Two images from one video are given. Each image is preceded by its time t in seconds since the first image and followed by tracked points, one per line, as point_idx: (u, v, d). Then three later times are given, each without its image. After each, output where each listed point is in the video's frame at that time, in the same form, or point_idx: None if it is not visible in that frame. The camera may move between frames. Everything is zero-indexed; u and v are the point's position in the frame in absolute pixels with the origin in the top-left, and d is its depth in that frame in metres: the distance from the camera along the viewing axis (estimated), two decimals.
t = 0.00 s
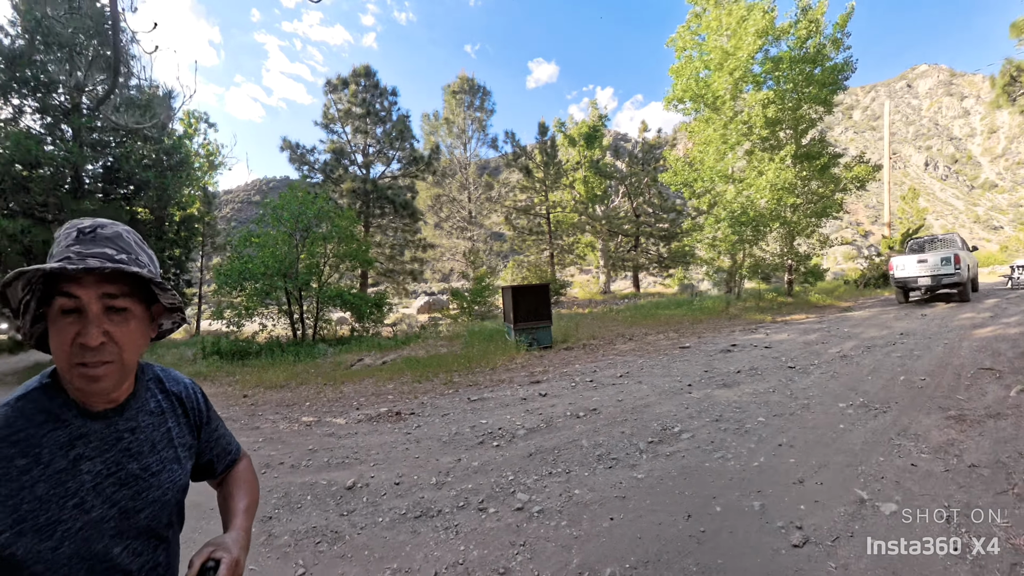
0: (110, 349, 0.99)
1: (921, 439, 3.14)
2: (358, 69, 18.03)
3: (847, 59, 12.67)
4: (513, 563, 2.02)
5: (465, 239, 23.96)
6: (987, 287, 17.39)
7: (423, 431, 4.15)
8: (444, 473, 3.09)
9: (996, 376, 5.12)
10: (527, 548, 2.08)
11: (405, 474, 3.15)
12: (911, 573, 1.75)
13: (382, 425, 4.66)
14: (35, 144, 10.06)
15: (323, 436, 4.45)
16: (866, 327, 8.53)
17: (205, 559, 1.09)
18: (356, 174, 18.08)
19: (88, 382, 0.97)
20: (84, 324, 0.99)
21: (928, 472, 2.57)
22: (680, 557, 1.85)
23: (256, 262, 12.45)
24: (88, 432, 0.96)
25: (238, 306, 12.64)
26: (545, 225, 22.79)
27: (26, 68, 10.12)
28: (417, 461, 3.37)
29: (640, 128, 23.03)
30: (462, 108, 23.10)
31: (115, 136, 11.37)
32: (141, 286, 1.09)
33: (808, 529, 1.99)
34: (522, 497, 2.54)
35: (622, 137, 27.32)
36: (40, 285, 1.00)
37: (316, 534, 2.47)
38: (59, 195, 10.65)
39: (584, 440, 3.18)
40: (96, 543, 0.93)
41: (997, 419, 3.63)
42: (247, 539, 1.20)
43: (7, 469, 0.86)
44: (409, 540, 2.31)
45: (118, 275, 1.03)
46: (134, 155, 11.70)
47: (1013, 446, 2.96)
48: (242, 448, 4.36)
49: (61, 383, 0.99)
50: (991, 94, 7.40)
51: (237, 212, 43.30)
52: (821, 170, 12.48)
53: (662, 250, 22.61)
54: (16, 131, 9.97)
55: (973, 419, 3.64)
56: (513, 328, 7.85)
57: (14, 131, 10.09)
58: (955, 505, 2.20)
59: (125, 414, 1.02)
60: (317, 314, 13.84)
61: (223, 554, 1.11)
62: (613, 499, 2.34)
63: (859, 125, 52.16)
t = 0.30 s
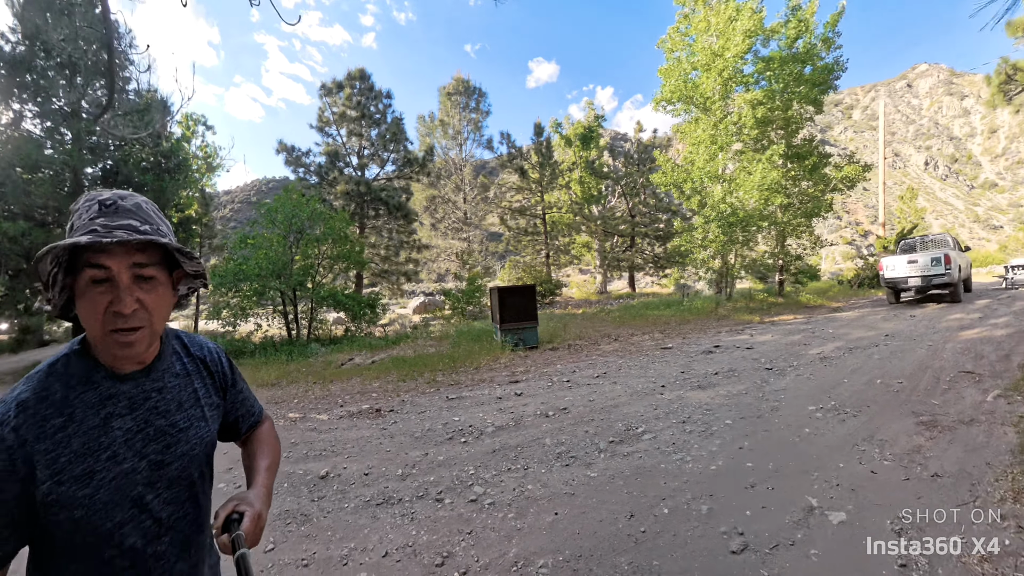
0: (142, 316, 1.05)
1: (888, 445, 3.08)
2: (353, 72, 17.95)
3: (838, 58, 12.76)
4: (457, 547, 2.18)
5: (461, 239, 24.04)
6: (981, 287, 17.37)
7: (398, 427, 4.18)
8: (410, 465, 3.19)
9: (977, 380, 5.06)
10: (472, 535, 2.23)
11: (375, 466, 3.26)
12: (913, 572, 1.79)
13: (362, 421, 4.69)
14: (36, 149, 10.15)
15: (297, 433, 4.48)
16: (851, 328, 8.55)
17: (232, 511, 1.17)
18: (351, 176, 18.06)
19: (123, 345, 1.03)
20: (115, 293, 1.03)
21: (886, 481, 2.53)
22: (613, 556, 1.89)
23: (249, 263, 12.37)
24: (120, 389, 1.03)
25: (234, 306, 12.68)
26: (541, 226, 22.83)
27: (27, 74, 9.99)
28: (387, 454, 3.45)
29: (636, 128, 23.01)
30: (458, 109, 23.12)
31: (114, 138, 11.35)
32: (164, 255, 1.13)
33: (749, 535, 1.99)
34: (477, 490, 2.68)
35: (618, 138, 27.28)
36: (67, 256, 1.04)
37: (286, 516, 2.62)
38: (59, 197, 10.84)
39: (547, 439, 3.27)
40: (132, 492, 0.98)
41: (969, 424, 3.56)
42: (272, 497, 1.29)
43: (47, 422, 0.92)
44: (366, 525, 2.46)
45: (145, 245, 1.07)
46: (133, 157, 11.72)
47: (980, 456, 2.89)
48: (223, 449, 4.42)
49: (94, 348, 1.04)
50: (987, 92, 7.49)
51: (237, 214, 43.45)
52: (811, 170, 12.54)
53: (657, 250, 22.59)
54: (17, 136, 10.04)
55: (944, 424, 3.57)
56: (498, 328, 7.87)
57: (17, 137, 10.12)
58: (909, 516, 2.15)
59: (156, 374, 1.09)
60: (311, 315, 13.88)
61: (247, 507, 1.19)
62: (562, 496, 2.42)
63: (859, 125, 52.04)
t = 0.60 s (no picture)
0: (170, 306, 1.09)
1: (858, 450, 3.01)
2: (348, 74, 17.92)
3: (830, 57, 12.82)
4: (412, 534, 2.25)
5: (457, 239, 24.06)
6: (977, 287, 17.32)
7: (377, 422, 4.19)
8: (382, 458, 3.20)
9: (960, 383, 4.97)
10: (428, 523, 2.30)
11: (349, 457, 3.27)
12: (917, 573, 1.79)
13: (343, 416, 4.71)
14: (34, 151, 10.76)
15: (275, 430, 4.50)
16: (840, 328, 8.52)
17: (252, 503, 1.20)
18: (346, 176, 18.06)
19: (151, 334, 1.07)
20: (143, 284, 1.08)
21: (848, 487, 2.45)
22: (557, 550, 1.92)
23: (245, 263, 12.37)
24: (146, 378, 1.07)
25: (230, 306, 12.72)
26: (537, 226, 22.82)
27: (28, 78, 10.63)
28: (363, 446, 3.47)
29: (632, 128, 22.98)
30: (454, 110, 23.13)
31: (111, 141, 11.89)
32: (191, 250, 1.18)
33: (701, 540, 1.96)
34: (441, 481, 2.72)
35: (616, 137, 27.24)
36: (102, 250, 1.09)
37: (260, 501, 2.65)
38: (59, 198, 11.14)
39: (516, 435, 3.30)
40: (151, 475, 1.04)
41: (945, 430, 3.47)
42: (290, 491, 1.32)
43: (78, 403, 0.98)
44: (333, 513, 2.50)
45: (175, 239, 1.12)
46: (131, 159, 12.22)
47: (952, 464, 2.80)
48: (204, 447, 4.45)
49: (122, 337, 1.08)
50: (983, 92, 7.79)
51: (238, 215, 43.51)
52: (803, 169, 12.56)
53: (654, 249, 22.56)
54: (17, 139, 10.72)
55: (919, 429, 3.49)
56: (486, 328, 7.88)
57: (19, 139, 10.90)
58: (866, 527, 2.07)
59: (179, 367, 1.13)
60: (306, 315, 13.89)
61: (267, 498, 1.22)
62: (520, 491, 2.46)
63: (859, 125, 51.95)
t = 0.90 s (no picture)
0: (255, 296, 1.19)
1: (820, 455, 2.94)
2: (344, 77, 18.00)
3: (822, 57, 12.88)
4: (376, 517, 2.34)
5: (453, 240, 24.17)
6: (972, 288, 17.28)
7: (358, 418, 4.28)
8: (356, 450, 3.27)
9: (937, 387, 4.92)
10: (392, 508, 2.38)
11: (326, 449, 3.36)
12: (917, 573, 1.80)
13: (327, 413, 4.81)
14: (37, 156, 11.51)
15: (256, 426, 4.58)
16: (827, 330, 8.53)
17: (305, 489, 1.24)
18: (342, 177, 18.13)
19: (237, 318, 1.15)
20: (237, 273, 1.18)
21: (801, 494, 2.36)
22: (502, 537, 2.01)
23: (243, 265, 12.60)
24: (220, 356, 1.13)
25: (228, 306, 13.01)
26: (533, 227, 22.85)
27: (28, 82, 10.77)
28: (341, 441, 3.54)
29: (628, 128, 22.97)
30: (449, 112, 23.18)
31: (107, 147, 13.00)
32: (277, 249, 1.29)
33: (640, 537, 1.93)
34: (408, 472, 2.79)
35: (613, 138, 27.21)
36: (202, 239, 1.19)
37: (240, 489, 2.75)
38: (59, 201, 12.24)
39: (486, 432, 3.37)
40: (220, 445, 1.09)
41: (911, 436, 3.43)
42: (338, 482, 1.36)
43: (165, 369, 1.04)
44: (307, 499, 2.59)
45: (268, 238, 1.23)
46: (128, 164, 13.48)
47: (912, 472, 2.73)
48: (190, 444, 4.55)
49: (206, 319, 1.16)
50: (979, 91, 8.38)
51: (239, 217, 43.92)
52: (794, 169, 12.60)
53: (650, 250, 22.55)
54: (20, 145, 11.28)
55: (886, 435, 3.46)
56: (474, 328, 7.96)
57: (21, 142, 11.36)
58: (810, 536, 1.98)
59: (250, 351, 1.21)
60: (301, 316, 13.97)
61: (319, 485, 1.26)
62: (479, 483, 2.53)
63: (859, 125, 51.87)
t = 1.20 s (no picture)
0: (274, 298, 1.26)
1: (784, 457, 2.97)
2: (342, 81, 18.06)
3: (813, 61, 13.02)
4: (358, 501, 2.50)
5: (450, 241, 24.34)
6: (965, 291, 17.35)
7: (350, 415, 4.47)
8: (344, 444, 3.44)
9: (910, 393, 4.99)
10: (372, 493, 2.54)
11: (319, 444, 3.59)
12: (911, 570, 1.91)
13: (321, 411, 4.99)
14: (37, 160, 12.16)
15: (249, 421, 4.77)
16: (813, 332, 8.64)
17: (340, 494, 1.25)
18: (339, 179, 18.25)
19: (259, 321, 1.22)
20: (255, 278, 1.26)
21: (758, 497, 2.38)
22: (467, 523, 2.16)
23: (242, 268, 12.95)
24: (246, 358, 1.20)
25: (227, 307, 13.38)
26: (530, 228, 22.95)
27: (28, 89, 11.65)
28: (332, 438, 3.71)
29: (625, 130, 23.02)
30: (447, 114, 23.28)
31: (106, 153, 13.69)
32: (290, 252, 1.36)
33: (594, 528, 2.07)
34: (391, 464, 2.94)
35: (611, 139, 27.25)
36: (222, 251, 1.28)
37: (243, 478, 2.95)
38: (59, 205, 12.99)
39: (467, 429, 3.51)
40: (252, 440, 1.16)
41: (876, 442, 3.46)
42: (375, 484, 1.37)
43: (193, 369, 1.13)
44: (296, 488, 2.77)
45: (279, 242, 1.30)
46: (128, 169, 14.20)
47: (870, 478, 2.77)
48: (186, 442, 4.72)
49: (235, 324, 1.25)
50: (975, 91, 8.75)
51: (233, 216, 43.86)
52: (785, 172, 12.71)
53: (646, 251, 22.64)
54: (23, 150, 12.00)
55: (851, 439, 3.49)
56: (465, 329, 8.10)
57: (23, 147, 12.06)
58: (759, 538, 2.02)
59: (278, 351, 1.26)
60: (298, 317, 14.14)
61: (354, 491, 1.27)
62: (455, 475, 2.68)
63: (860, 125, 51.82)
